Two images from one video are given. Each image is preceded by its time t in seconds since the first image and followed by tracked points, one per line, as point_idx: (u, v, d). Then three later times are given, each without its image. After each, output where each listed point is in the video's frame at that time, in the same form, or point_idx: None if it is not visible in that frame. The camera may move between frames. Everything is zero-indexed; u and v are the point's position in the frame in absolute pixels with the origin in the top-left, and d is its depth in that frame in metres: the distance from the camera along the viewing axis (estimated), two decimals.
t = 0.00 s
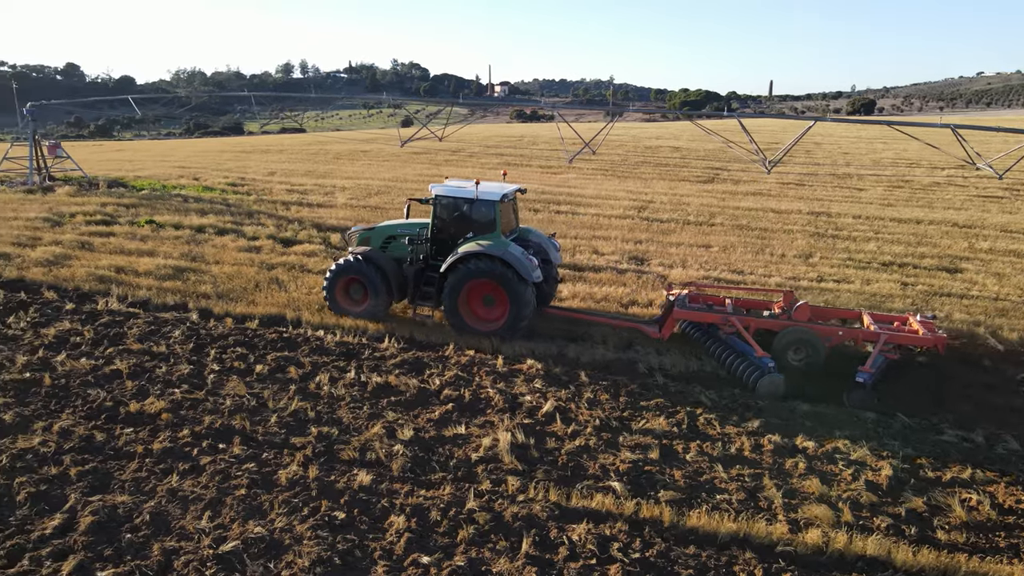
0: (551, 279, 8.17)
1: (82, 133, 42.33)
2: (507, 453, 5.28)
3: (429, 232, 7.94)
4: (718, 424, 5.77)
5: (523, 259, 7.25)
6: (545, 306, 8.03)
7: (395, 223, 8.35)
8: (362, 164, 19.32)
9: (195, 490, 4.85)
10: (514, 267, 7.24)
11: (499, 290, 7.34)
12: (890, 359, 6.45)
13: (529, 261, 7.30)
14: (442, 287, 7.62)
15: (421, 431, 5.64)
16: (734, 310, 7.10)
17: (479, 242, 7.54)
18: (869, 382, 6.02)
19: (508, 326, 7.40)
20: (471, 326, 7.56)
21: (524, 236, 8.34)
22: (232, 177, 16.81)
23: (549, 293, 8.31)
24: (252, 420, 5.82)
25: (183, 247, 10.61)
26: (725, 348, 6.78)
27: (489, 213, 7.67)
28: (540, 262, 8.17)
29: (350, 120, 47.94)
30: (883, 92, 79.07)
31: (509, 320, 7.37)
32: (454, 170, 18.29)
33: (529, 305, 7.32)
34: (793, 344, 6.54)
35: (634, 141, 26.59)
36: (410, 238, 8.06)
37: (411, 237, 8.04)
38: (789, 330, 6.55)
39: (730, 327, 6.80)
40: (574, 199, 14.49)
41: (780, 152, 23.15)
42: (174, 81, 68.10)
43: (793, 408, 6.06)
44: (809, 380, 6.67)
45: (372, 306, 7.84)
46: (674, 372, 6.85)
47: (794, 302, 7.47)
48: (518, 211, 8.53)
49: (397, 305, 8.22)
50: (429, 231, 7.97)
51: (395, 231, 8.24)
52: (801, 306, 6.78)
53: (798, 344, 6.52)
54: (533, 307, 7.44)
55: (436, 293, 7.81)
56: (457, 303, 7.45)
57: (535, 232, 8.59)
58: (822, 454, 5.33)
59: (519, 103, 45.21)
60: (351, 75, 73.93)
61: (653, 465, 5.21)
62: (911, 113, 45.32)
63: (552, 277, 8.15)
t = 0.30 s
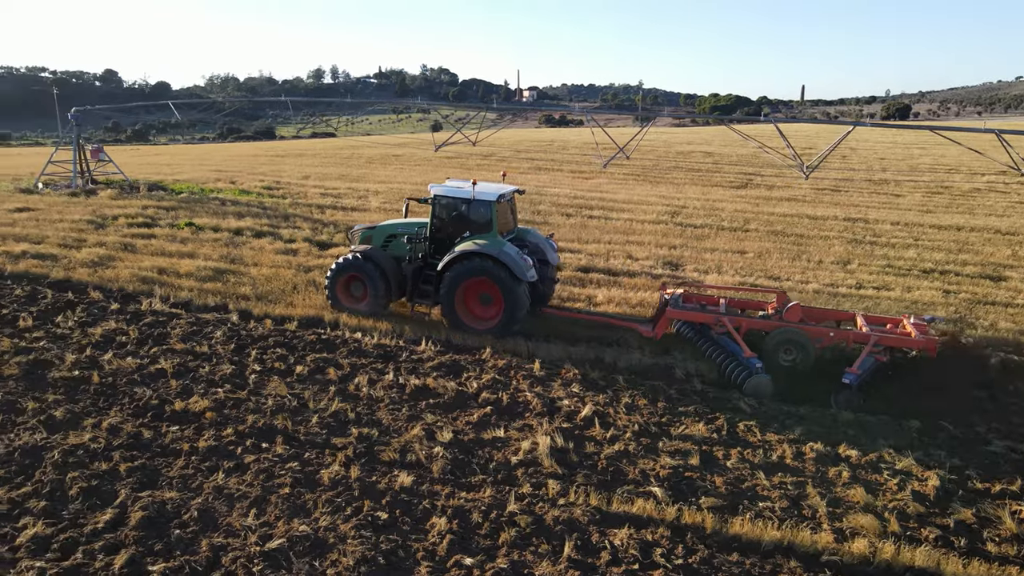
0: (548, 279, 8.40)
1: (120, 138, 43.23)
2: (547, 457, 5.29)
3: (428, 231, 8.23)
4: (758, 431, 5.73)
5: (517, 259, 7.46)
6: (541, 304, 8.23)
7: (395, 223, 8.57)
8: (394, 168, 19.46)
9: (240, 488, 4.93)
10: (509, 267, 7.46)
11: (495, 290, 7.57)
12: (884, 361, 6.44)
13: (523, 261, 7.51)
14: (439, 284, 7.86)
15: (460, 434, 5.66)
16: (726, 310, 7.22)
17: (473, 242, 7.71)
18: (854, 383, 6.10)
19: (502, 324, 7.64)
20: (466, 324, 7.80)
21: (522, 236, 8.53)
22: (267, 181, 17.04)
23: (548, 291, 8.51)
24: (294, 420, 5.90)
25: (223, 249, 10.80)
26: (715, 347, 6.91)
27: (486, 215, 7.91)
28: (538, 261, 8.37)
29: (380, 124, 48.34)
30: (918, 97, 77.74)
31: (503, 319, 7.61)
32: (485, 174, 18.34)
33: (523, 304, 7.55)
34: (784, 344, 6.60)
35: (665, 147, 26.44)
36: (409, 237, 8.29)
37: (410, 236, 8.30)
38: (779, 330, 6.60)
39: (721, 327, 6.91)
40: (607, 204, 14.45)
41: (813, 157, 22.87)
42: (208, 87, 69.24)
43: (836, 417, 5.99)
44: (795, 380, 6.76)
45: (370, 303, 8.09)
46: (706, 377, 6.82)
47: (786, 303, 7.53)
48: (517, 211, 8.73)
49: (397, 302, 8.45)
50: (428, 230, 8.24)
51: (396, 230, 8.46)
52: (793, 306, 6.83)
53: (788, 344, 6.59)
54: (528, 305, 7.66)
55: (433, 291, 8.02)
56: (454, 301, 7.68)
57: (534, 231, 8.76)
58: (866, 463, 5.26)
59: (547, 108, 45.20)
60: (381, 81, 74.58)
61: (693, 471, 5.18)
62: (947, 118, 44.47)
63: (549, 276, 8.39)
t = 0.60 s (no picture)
0: (546, 279, 8.48)
1: (154, 142, 44.01)
2: (586, 462, 5.29)
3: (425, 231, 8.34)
4: (799, 438, 5.68)
5: (511, 258, 7.60)
6: (537, 303, 8.39)
7: (396, 223, 8.73)
8: (424, 173, 19.58)
9: (283, 487, 5.00)
10: (503, 265, 7.59)
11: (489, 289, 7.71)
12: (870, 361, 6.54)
13: (518, 260, 7.64)
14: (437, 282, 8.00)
15: (498, 437, 5.68)
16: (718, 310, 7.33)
17: (467, 242, 7.85)
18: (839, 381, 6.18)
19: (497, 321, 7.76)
20: (463, 321, 7.92)
21: (519, 237, 8.57)
22: (299, 185, 17.24)
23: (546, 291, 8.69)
24: (333, 421, 5.96)
25: (259, 252, 10.95)
26: (706, 348, 6.93)
27: (481, 215, 7.99)
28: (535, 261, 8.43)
29: (408, 129, 48.66)
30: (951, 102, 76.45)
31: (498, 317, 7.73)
32: (514, 179, 18.38)
33: (518, 302, 7.67)
34: (771, 342, 6.71)
35: (694, 152, 26.26)
36: (408, 237, 8.45)
37: (408, 236, 8.46)
38: (767, 330, 6.72)
39: (711, 327, 7.03)
40: (638, 209, 14.40)
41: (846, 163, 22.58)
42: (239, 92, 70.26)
43: (877, 425, 5.90)
44: (782, 379, 6.83)
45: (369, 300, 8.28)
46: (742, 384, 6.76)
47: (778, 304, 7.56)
48: (513, 211, 8.77)
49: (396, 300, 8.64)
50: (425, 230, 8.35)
51: (396, 230, 8.63)
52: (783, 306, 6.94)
53: (777, 343, 6.69)
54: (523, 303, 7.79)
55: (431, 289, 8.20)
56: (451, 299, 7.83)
57: (531, 232, 8.81)
58: (910, 473, 5.19)
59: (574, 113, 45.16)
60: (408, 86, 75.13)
61: (734, 478, 5.15)
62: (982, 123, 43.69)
63: (547, 276, 8.45)
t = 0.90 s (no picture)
0: (542, 279, 8.69)
1: (187, 147, 44.81)
2: (624, 467, 5.27)
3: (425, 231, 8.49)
4: (838, 446, 5.61)
5: (508, 257, 7.71)
6: (533, 302, 8.58)
7: (396, 223, 8.88)
8: (453, 178, 19.68)
9: (324, 488, 5.05)
10: (499, 263, 7.72)
11: (486, 287, 7.83)
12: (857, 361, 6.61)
13: (514, 259, 7.77)
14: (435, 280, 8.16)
15: (535, 442, 5.69)
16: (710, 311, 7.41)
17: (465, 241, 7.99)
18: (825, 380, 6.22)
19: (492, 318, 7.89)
20: (459, 319, 8.09)
21: (517, 237, 8.74)
22: (331, 189, 17.43)
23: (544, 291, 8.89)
24: (371, 423, 6.00)
25: (293, 255, 11.09)
26: (697, 347, 6.99)
27: (479, 215, 8.12)
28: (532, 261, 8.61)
29: (435, 134, 48.92)
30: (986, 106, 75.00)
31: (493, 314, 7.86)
32: (544, 184, 18.38)
33: (513, 301, 7.79)
34: (759, 342, 6.80)
35: (724, 157, 26.05)
36: (408, 237, 8.59)
37: (408, 236, 8.60)
38: (757, 330, 6.81)
39: (701, 326, 7.10)
40: (669, 215, 14.33)
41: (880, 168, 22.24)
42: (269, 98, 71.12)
43: (920, 435, 5.81)
44: (770, 379, 6.89)
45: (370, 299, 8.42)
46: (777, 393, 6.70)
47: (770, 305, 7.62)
48: (512, 212, 8.91)
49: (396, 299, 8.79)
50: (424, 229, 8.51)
51: (396, 230, 8.78)
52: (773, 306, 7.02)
53: (765, 342, 6.78)
54: (518, 302, 7.91)
55: (429, 288, 8.35)
56: (448, 295, 7.99)
57: (530, 232, 8.95)
58: (957, 484, 5.10)
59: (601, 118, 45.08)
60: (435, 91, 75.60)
61: (774, 486, 5.10)
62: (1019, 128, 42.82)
63: (543, 276, 8.64)
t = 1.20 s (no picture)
0: (541, 279, 8.79)
1: (218, 151, 45.46)
2: (662, 473, 5.25)
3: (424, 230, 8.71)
4: (880, 455, 5.53)
5: (503, 256, 7.85)
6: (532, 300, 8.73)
7: (398, 223, 9.12)
8: (481, 182, 19.72)
9: (363, 489, 5.09)
10: (496, 262, 7.86)
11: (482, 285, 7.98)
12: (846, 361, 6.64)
13: (510, 258, 7.89)
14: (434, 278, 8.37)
15: (572, 446, 5.69)
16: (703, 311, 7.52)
17: (463, 239, 8.16)
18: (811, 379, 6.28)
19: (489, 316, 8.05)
20: (457, 315, 8.27)
21: (515, 237, 8.89)
22: (361, 193, 17.57)
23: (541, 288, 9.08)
24: (408, 425, 6.03)
25: (326, 258, 11.20)
26: (688, 346, 7.11)
27: (475, 214, 8.32)
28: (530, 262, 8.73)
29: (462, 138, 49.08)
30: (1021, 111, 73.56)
31: (489, 312, 8.02)
32: (572, 188, 18.35)
33: (508, 299, 7.94)
34: (750, 341, 6.89)
35: (753, 162, 25.81)
36: (407, 236, 8.82)
37: (408, 235, 8.83)
38: (747, 329, 6.90)
39: (693, 326, 7.22)
40: (699, 220, 14.23)
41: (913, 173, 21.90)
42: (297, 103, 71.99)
43: (963, 444, 5.71)
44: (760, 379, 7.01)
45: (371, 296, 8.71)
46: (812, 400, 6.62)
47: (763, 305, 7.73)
48: (510, 213, 9.09)
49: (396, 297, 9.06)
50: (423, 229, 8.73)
51: (398, 230, 9.01)
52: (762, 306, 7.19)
53: (756, 342, 6.87)
54: (514, 300, 8.05)
55: (427, 286, 8.57)
56: (446, 293, 8.17)
57: (529, 232, 9.08)
58: (1003, 495, 5.01)
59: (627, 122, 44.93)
60: (460, 96, 75.95)
61: (815, 494, 5.04)
62: None
63: (541, 276, 8.75)
